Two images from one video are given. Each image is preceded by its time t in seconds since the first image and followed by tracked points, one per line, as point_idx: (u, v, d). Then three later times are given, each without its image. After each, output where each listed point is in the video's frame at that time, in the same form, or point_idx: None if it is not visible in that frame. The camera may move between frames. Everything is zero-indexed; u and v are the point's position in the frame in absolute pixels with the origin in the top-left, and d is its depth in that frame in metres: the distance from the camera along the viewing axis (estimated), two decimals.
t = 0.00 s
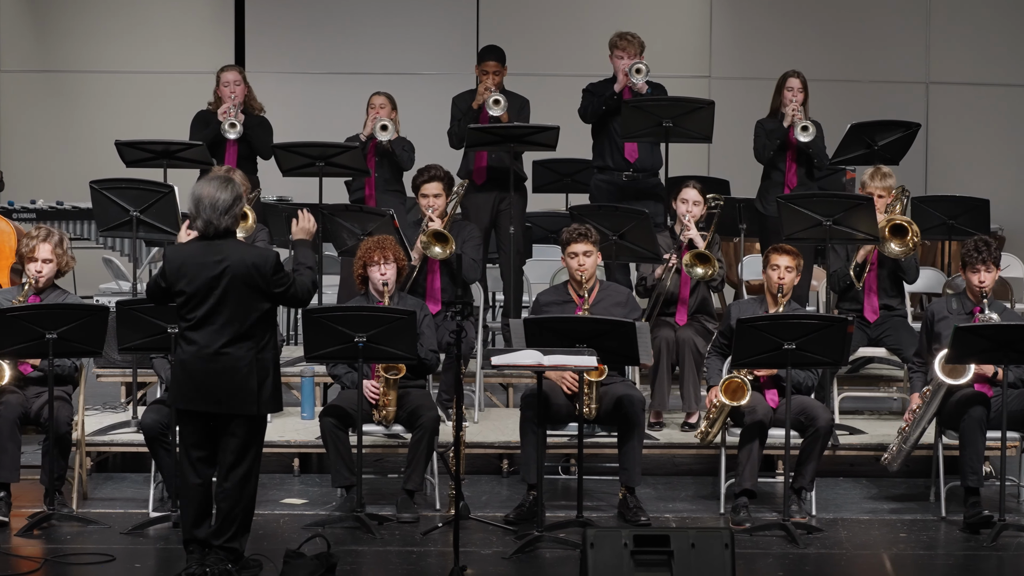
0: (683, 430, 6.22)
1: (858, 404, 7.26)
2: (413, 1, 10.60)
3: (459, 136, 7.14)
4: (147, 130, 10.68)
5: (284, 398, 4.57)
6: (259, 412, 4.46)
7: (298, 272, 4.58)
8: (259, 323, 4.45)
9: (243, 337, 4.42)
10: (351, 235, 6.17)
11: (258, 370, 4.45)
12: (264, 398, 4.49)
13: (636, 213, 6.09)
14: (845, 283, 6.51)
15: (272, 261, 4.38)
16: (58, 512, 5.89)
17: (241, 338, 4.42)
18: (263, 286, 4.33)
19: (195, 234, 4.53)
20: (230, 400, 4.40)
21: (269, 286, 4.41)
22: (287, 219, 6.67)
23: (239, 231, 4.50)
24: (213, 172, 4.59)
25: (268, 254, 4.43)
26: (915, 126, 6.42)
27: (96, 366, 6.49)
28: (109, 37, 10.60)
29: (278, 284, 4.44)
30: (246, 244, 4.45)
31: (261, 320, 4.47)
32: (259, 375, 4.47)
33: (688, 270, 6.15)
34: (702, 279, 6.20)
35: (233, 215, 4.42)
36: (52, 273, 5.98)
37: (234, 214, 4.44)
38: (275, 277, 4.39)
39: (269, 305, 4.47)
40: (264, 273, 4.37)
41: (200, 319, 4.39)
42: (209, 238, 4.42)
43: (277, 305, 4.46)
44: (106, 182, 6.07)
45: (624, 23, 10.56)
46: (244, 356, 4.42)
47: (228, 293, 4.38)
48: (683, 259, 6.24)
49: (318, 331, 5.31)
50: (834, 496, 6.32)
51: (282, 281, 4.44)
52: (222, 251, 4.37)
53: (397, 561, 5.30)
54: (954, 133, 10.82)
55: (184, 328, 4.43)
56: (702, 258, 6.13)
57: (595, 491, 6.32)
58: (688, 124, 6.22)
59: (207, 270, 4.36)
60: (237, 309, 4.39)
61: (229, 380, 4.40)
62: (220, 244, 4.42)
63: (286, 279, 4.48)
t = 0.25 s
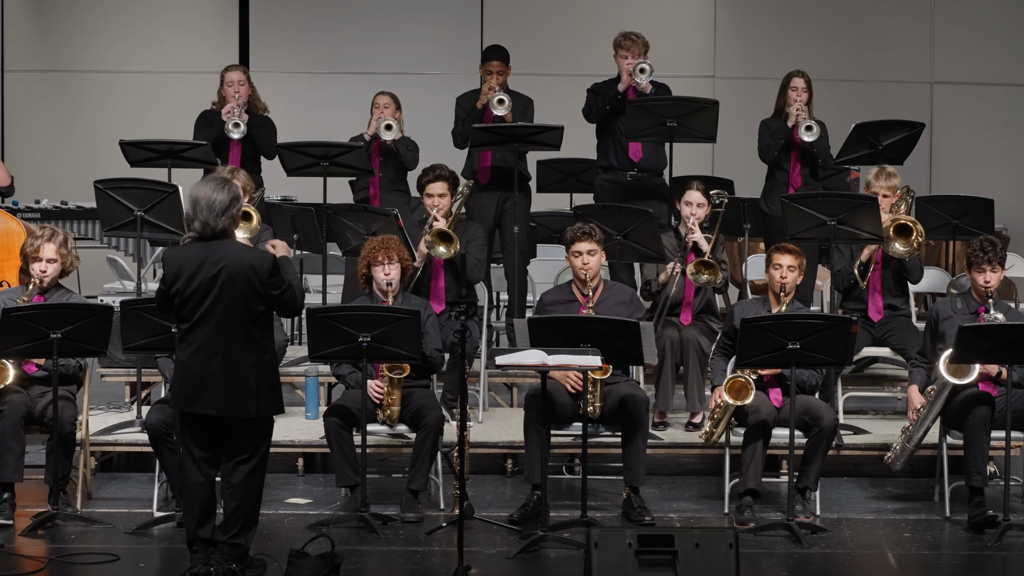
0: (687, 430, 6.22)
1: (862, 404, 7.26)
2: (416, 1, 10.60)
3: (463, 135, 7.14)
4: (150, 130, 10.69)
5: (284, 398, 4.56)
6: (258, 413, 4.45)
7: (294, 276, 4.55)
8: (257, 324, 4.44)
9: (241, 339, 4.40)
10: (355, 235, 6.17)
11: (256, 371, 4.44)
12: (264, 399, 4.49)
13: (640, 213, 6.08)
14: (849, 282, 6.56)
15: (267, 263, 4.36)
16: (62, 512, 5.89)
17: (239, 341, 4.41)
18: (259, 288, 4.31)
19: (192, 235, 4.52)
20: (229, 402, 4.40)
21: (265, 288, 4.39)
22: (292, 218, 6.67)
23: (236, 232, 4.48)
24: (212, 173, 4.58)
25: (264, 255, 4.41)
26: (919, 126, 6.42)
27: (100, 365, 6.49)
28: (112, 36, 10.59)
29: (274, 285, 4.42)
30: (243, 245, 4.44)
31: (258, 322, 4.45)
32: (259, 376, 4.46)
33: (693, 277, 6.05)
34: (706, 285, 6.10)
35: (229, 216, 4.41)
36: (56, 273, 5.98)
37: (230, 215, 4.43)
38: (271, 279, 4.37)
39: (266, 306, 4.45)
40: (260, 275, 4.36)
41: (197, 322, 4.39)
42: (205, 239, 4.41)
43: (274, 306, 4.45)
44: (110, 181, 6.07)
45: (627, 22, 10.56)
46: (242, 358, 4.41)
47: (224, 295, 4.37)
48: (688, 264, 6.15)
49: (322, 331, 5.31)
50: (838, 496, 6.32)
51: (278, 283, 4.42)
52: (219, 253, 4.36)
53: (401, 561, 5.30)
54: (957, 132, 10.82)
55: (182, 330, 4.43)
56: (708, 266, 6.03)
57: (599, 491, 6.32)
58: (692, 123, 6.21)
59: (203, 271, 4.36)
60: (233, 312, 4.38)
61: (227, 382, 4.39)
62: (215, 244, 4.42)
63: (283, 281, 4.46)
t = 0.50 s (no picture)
0: (692, 430, 6.21)
1: (867, 404, 7.25)
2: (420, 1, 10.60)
3: (467, 135, 7.14)
4: (153, 129, 10.69)
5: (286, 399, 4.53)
6: (258, 413, 4.43)
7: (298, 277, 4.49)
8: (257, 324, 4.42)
9: (240, 338, 4.40)
10: (360, 235, 6.17)
11: (256, 371, 4.42)
12: (264, 400, 4.47)
13: (645, 213, 6.08)
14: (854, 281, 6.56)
15: (269, 264, 4.35)
16: (67, 511, 5.89)
17: (239, 340, 4.40)
18: (258, 288, 4.29)
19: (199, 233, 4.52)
20: (227, 401, 4.39)
21: (265, 288, 4.37)
22: (297, 217, 6.67)
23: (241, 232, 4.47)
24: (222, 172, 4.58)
25: (268, 255, 4.40)
26: (924, 125, 6.42)
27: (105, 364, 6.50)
28: (116, 36, 10.60)
29: (275, 285, 4.40)
30: (246, 245, 4.42)
31: (259, 322, 4.44)
32: (259, 377, 4.44)
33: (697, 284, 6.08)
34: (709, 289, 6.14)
35: (233, 216, 4.39)
36: (60, 272, 5.98)
37: (235, 214, 4.42)
38: (270, 278, 4.35)
39: (267, 306, 4.43)
40: (260, 275, 4.34)
41: (198, 321, 4.40)
42: (209, 237, 4.40)
43: (275, 306, 4.42)
44: (115, 181, 6.06)
45: (631, 22, 10.56)
46: (242, 357, 4.40)
47: (224, 294, 4.36)
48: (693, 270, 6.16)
49: (327, 331, 5.31)
50: (843, 496, 6.31)
51: (279, 283, 4.40)
52: (221, 252, 4.36)
53: (406, 560, 5.30)
54: (960, 132, 10.81)
55: (184, 329, 4.44)
56: (710, 272, 6.05)
57: (604, 491, 6.32)
58: (697, 123, 6.22)
59: (204, 270, 4.36)
60: (233, 311, 4.38)
61: (227, 382, 4.39)
62: (216, 242, 4.41)
63: (285, 281, 4.43)
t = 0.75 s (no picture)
0: (696, 430, 6.21)
1: (871, 403, 7.26)
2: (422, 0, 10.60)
3: (471, 134, 7.14)
4: (157, 129, 10.69)
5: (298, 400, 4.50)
6: (268, 414, 4.41)
7: (317, 276, 4.43)
8: (270, 326, 4.40)
9: (252, 337, 4.38)
10: (364, 234, 6.17)
11: (267, 372, 4.40)
12: (275, 401, 4.44)
13: (649, 212, 6.07)
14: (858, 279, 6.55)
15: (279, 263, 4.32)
16: (71, 511, 5.89)
17: (251, 340, 4.39)
18: (271, 289, 4.27)
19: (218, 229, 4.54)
20: (237, 401, 4.38)
21: (278, 288, 4.35)
22: (301, 217, 6.66)
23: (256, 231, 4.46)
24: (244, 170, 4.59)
25: (282, 256, 4.38)
26: (928, 125, 6.42)
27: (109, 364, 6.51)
28: (119, 36, 10.60)
29: (289, 286, 4.37)
30: (261, 245, 4.40)
31: (272, 322, 4.42)
32: (271, 378, 4.42)
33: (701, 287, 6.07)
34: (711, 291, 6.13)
35: (248, 215, 4.40)
36: (64, 272, 5.98)
37: (251, 213, 4.42)
38: (283, 279, 4.32)
39: (280, 307, 4.41)
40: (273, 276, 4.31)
41: (211, 319, 4.39)
42: (225, 234, 4.41)
43: (287, 307, 4.38)
44: (120, 180, 6.06)
45: (635, 22, 10.56)
46: (253, 358, 4.39)
47: (237, 294, 4.36)
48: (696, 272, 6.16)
49: (332, 330, 5.33)
50: (847, 496, 6.31)
51: (292, 285, 4.36)
52: (235, 251, 4.36)
53: (410, 560, 5.30)
54: (963, 132, 10.81)
55: (198, 327, 4.44)
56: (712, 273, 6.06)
57: (608, 490, 6.32)
58: (700, 123, 6.21)
59: (218, 269, 4.36)
60: (245, 311, 4.36)
61: (237, 381, 4.38)
62: (230, 239, 4.43)
63: (299, 283, 4.40)
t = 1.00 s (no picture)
0: (700, 429, 6.21)
1: (875, 402, 7.26)
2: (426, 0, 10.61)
3: (476, 134, 7.14)
4: (162, 128, 10.70)
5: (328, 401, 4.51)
6: (298, 414, 4.41)
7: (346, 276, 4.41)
8: (300, 326, 4.40)
9: (282, 337, 4.39)
10: (368, 234, 6.18)
11: (297, 373, 4.40)
12: (304, 402, 4.45)
13: (653, 212, 6.08)
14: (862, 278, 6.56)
15: (308, 263, 4.31)
16: (76, 510, 5.90)
17: (281, 340, 4.39)
18: (300, 289, 4.27)
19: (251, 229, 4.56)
20: (267, 401, 4.38)
21: (308, 289, 4.34)
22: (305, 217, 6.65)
23: (287, 230, 4.45)
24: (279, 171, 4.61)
25: (311, 256, 4.37)
26: (932, 124, 6.42)
27: (113, 364, 6.52)
28: (123, 35, 10.60)
29: (318, 286, 4.36)
30: (291, 245, 4.40)
31: (303, 323, 4.42)
32: (301, 378, 4.42)
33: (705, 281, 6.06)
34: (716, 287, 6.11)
35: (276, 212, 4.40)
36: (69, 271, 5.98)
37: (280, 211, 4.42)
38: (312, 280, 4.32)
39: (310, 307, 4.41)
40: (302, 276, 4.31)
41: (240, 320, 4.40)
42: (255, 232, 4.42)
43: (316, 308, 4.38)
44: (124, 180, 6.06)
45: (639, 21, 10.56)
46: (283, 358, 4.39)
47: (267, 294, 4.36)
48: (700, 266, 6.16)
49: (335, 330, 5.35)
50: (851, 495, 6.31)
51: (322, 285, 4.35)
52: (264, 250, 4.37)
53: (415, 559, 5.31)
54: (968, 132, 10.80)
55: (228, 327, 4.45)
56: (717, 269, 6.04)
57: (613, 490, 6.32)
58: (704, 123, 6.21)
59: (249, 269, 4.37)
60: (275, 311, 4.37)
61: (267, 381, 4.38)
62: (261, 237, 4.44)
63: (329, 284, 4.39)
